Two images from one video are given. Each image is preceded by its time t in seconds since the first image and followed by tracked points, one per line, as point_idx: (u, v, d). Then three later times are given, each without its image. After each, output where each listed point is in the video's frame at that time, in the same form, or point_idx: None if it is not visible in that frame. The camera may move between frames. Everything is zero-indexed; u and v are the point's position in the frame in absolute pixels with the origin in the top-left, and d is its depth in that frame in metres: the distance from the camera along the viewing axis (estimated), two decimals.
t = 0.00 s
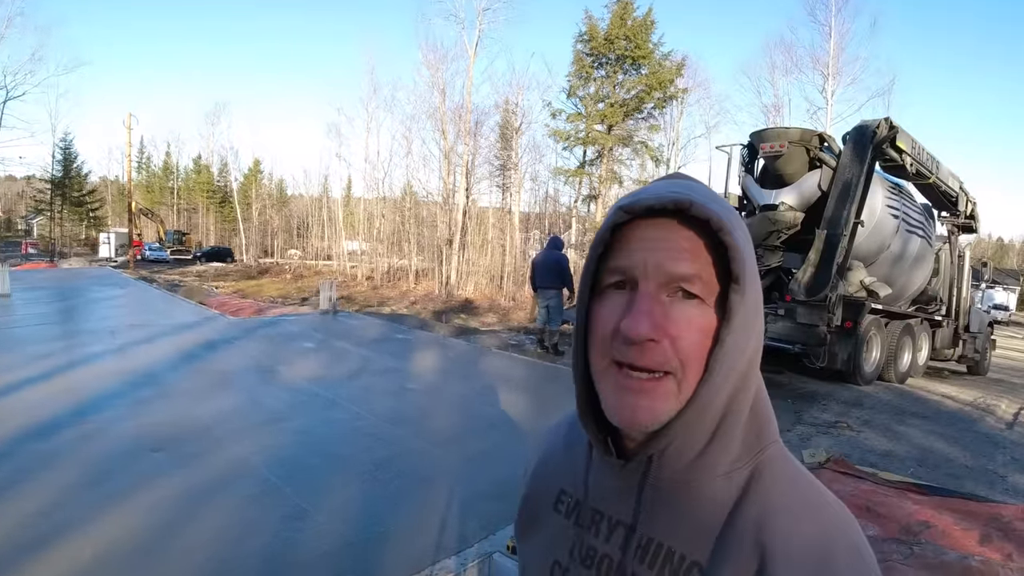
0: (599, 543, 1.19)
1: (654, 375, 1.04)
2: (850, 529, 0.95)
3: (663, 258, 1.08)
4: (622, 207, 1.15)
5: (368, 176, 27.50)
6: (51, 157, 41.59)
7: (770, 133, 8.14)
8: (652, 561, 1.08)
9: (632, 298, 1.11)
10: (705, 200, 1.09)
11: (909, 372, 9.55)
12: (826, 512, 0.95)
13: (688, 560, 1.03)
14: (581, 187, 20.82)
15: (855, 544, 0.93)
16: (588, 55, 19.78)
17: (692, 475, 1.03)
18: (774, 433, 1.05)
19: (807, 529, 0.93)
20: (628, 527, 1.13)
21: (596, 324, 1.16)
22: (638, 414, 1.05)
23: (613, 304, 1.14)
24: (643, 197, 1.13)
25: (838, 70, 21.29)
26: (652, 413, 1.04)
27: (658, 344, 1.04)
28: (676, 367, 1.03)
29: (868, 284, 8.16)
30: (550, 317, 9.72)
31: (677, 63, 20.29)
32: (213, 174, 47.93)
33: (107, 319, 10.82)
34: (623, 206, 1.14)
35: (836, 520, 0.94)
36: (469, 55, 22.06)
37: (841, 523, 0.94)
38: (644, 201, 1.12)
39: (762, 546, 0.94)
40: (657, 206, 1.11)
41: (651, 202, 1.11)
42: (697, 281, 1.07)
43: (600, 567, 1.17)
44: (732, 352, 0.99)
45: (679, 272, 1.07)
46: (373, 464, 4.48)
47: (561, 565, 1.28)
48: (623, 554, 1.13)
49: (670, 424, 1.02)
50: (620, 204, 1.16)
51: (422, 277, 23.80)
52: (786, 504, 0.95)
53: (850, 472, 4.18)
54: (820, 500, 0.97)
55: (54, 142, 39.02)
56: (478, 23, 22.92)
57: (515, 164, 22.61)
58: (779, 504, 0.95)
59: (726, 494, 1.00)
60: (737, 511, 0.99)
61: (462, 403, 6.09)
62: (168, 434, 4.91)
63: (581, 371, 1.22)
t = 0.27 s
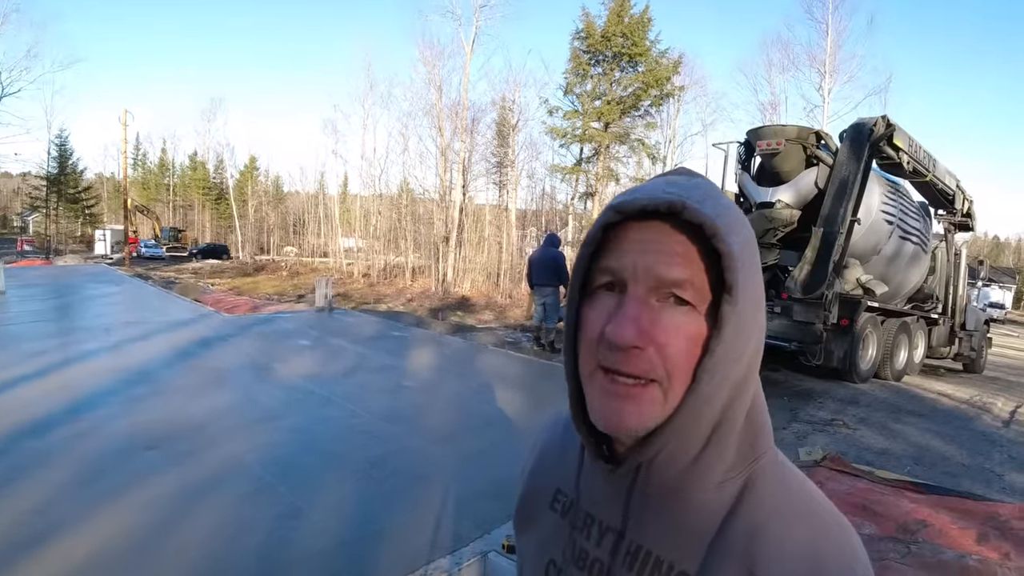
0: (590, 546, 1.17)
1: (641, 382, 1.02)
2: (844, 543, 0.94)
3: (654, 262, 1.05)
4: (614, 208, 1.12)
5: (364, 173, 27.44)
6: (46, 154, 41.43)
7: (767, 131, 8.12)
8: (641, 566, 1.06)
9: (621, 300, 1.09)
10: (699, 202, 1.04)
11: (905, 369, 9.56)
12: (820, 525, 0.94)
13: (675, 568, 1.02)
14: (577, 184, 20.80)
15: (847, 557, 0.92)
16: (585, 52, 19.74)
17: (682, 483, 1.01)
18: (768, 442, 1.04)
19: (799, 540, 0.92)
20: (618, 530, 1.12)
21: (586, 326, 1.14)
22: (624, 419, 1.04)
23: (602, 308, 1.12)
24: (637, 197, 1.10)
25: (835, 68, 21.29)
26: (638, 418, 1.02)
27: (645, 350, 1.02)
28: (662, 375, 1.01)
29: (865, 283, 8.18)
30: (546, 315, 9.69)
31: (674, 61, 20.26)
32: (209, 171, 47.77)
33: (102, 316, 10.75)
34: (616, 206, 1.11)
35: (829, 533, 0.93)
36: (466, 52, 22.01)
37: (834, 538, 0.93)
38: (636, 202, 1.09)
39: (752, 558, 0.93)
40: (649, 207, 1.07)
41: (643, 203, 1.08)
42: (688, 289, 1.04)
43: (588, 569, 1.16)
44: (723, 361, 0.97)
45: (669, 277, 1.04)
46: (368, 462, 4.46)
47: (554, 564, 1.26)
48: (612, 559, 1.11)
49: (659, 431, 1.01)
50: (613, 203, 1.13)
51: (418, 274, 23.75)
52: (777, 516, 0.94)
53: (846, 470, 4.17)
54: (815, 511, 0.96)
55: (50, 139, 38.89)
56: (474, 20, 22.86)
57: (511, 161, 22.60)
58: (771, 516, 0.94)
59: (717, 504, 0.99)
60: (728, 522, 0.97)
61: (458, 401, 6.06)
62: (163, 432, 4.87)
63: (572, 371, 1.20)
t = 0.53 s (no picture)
0: (588, 541, 1.16)
1: (632, 392, 0.99)
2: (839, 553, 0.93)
3: (650, 274, 1.01)
4: (615, 213, 1.07)
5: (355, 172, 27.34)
6: (33, 152, 40.96)
7: (757, 129, 8.11)
8: (636, 565, 1.06)
9: (616, 307, 1.06)
10: (698, 217, 0.98)
11: (895, 366, 9.63)
12: (814, 533, 0.93)
13: (671, 568, 1.01)
14: (568, 183, 20.82)
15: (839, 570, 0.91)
16: (575, 50, 19.72)
17: (677, 488, 0.99)
18: (767, 449, 1.02)
19: (793, 552, 0.91)
20: (615, 529, 1.10)
21: (583, 329, 1.12)
22: (612, 427, 1.00)
23: (597, 314, 1.09)
24: (638, 206, 1.04)
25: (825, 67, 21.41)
26: (626, 427, 0.99)
27: (634, 361, 0.99)
28: (651, 386, 0.98)
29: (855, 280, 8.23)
30: (538, 313, 9.68)
31: (665, 59, 20.30)
32: (199, 169, 47.41)
33: (91, 315, 10.63)
34: (617, 213, 1.06)
35: (823, 544, 0.92)
36: (457, 50, 21.94)
37: (829, 549, 0.91)
38: (635, 211, 1.04)
39: (743, 566, 0.93)
40: (647, 218, 1.02)
41: (641, 214, 1.02)
42: (682, 304, 0.99)
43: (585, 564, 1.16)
44: (714, 379, 0.94)
45: (664, 291, 0.99)
46: (359, 461, 4.42)
47: (554, 556, 1.25)
48: (609, 554, 1.11)
49: (651, 440, 0.98)
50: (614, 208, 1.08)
51: (410, 273, 23.68)
52: (770, 528, 0.93)
53: (837, 466, 4.19)
54: (811, 522, 0.94)
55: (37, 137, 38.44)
56: (465, 17, 22.79)
57: (503, 159, 22.57)
58: (763, 528, 0.93)
59: (711, 511, 0.98)
60: (722, 529, 0.96)
61: (450, 399, 6.03)
62: (152, 432, 4.82)
63: (571, 370, 1.18)
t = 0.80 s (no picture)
0: (581, 547, 1.12)
1: (615, 392, 0.98)
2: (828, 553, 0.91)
3: (629, 275, 1.00)
4: (594, 217, 1.07)
5: (342, 171, 27.17)
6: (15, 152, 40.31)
7: (743, 127, 8.10)
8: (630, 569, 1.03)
9: (597, 309, 1.05)
10: (676, 217, 0.97)
11: (880, 362, 9.72)
12: (799, 530, 0.91)
13: (661, 569, 0.99)
14: (556, 181, 20.84)
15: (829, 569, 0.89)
16: (563, 49, 19.71)
17: (666, 488, 0.97)
18: (753, 449, 1.00)
19: (780, 552, 0.89)
20: (604, 533, 1.08)
21: (568, 332, 1.11)
22: (598, 426, 1.00)
23: (581, 316, 1.08)
24: (616, 208, 1.04)
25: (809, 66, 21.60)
26: (611, 426, 0.99)
27: (617, 359, 0.98)
28: (633, 385, 0.97)
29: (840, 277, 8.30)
30: (526, 312, 9.66)
31: (651, 58, 20.37)
32: (185, 169, 46.92)
33: (75, 317, 10.46)
34: (595, 218, 1.06)
35: (810, 543, 0.90)
36: (444, 49, 21.88)
37: (815, 549, 0.89)
38: (613, 213, 1.03)
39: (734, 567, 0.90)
40: (625, 222, 1.01)
41: (619, 217, 1.01)
42: (659, 304, 0.98)
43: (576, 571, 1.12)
44: (693, 377, 0.92)
45: (642, 291, 0.99)
46: (346, 463, 4.37)
47: (545, 564, 1.22)
48: (602, 559, 1.08)
49: (634, 441, 0.97)
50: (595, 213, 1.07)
51: (398, 272, 23.58)
52: (757, 526, 0.91)
53: (824, 463, 4.20)
54: (798, 522, 0.92)
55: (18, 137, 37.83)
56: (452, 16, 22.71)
57: (490, 158, 22.53)
58: (750, 527, 0.91)
59: (698, 511, 0.96)
60: (711, 530, 0.94)
61: (438, 400, 5.99)
62: (139, 434, 4.73)
63: (558, 374, 1.16)
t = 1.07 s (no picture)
0: (580, 547, 1.16)
1: (626, 382, 1.01)
2: (836, 553, 0.92)
3: (643, 265, 1.03)
4: (609, 204, 1.09)
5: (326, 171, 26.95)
6: None
7: (725, 126, 8.21)
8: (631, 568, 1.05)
9: (609, 297, 1.08)
10: (691, 206, 1.00)
11: (862, 358, 9.85)
12: (806, 536, 0.92)
13: (665, 569, 1.01)
14: (541, 180, 20.85)
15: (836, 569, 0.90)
16: (546, 48, 19.70)
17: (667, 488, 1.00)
18: (762, 449, 1.02)
19: (785, 552, 0.91)
20: (607, 531, 1.10)
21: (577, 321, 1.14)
22: (606, 419, 1.02)
23: (591, 305, 1.11)
24: (631, 194, 1.07)
25: (791, 65, 21.80)
26: (618, 421, 1.01)
27: (629, 349, 1.01)
28: (645, 376, 1.00)
29: (821, 274, 8.39)
30: (510, 311, 9.65)
31: (634, 57, 20.44)
32: (166, 169, 46.27)
33: (56, 320, 10.25)
34: (610, 204, 1.09)
35: (818, 546, 0.92)
36: (428, 48, 21.79)
37: (825, 551, 0.91)
38: (628, 201, 1.06)
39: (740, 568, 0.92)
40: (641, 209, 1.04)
41: (635, 203, 1.04)
42: (673, 293, 1.01)
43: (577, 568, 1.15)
44: (706, 370, 0.95)
45: (657, 280, 1.02)
46: (329, 464, 4.32)
47: (542, 564, 1.25)
48: (601, 560, 1.10)
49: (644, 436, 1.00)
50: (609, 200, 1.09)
51: (383, 272, 23.44)
52: (765, 526, 0.92)
53: (805, 458, 4.23)
54: (805, 523, 0.94)
55: None
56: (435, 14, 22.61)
57: (475, 157, 22.47)
58: (757, 527, 0.92)
59: (704, 511, 0.97)
60: (717, 529, 0.96)
61: (422, 399, 5.95)
62: (123, 437, 4.65)
63: (566, 365, 1.19)
